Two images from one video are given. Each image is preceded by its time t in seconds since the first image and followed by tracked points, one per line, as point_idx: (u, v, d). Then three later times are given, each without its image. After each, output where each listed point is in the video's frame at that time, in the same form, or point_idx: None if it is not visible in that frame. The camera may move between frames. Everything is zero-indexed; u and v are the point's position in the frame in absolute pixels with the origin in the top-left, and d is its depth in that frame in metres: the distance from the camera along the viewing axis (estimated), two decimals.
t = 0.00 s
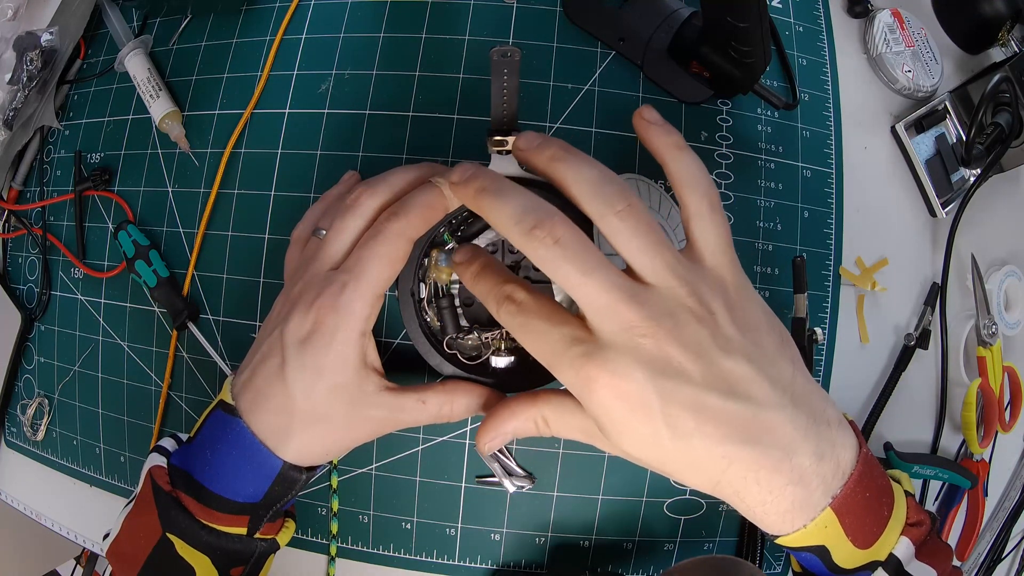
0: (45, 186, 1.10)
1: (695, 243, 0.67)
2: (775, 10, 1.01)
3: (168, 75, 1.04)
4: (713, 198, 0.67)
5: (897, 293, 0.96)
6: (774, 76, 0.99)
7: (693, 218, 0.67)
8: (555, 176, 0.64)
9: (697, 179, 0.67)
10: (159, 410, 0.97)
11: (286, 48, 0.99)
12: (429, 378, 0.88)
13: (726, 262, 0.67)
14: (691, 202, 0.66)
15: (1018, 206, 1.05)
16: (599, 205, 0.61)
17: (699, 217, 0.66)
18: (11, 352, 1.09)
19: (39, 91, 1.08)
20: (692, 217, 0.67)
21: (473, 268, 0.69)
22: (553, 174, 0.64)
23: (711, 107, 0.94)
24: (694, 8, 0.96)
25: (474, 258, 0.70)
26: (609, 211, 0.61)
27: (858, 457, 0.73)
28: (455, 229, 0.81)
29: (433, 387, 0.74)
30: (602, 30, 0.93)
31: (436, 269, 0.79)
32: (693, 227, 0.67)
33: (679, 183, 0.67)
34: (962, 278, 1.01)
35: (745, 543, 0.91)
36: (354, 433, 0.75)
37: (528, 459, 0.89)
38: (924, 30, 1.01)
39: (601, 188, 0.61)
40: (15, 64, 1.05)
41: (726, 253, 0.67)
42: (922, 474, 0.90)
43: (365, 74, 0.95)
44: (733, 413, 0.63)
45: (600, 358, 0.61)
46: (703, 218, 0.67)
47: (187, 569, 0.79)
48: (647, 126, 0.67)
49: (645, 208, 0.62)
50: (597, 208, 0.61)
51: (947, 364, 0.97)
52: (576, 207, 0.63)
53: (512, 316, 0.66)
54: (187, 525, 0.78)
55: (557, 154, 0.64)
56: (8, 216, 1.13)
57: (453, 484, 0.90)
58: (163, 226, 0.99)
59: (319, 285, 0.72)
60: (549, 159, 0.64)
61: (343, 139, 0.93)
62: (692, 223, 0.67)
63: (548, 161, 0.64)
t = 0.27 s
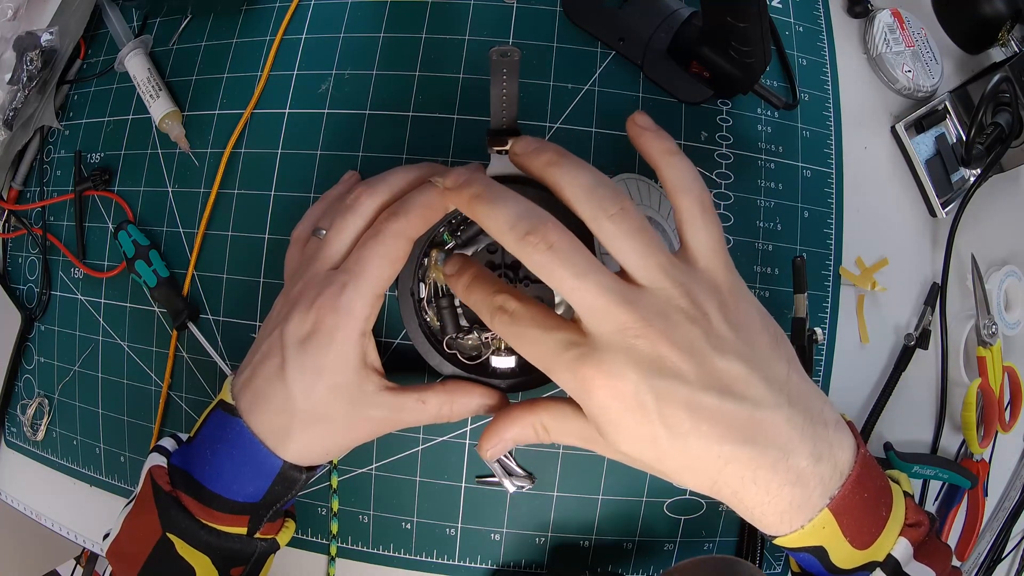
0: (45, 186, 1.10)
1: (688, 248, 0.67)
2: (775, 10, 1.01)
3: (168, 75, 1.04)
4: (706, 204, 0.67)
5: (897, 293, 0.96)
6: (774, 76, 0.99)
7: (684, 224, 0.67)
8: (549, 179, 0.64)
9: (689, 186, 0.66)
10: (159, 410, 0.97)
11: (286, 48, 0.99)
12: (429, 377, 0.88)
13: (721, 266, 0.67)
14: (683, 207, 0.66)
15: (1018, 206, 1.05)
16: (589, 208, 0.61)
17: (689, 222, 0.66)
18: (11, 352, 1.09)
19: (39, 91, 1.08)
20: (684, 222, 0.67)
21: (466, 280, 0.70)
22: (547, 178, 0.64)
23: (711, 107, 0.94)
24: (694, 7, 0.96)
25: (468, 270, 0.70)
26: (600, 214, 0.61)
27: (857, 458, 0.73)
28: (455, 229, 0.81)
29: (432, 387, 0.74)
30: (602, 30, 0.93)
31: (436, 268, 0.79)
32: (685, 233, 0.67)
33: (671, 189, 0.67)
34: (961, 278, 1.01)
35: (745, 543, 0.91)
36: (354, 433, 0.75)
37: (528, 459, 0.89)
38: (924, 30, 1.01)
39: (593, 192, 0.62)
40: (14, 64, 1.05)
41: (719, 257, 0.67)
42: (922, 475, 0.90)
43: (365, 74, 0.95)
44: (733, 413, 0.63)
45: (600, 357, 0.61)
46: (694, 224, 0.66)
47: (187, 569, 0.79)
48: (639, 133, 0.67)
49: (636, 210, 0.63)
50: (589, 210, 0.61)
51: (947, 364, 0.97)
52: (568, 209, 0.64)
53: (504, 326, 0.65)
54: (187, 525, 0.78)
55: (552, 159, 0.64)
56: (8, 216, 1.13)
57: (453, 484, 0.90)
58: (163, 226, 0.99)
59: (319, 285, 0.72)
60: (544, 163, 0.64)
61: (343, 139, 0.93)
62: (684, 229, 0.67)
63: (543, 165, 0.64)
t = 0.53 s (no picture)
0: (45, 186, 1.10)
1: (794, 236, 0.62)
2: (775, 11, 1.01)
3: (168, 75, 1.04)
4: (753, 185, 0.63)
5: (897, 293, 0.96)
6: (774, 76, 0.99)
7: (769, 207, 0.62)
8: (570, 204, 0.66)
9: (736, 174, 0.63)
10: (159, 410, 0.97)
11: (286, 48, 0.99)
12: (429, 378, 0.88)
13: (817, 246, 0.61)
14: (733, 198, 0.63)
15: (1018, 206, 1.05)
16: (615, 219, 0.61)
17: (768, 207, 0.62)
18: (11, 352, 1.09)
19: (39, 91, 1.08)
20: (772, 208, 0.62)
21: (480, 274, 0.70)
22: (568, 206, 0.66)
23: (711, 107, 0.94)
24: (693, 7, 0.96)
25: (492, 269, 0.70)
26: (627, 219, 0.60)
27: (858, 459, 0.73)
28: (455, 229, 0.81)
29: (432, 387, 0.74)
30: (602, 30, 0.93)
31: (436, 268, 0.81)
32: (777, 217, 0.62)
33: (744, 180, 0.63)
34: (961, 278, 1.01)
35: (745, 543, 0.91)
36: (354, 433, 0.75)
37: (528, 460, 0.89)
38: (924, 30, 1.01)
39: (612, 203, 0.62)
40: (14, 64, 1.05)
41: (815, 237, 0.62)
42: (922, 475, 0.90)
43: (365, 74, 0.95)
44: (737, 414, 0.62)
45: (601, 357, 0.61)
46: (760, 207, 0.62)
47: (187, 570, 0.79)
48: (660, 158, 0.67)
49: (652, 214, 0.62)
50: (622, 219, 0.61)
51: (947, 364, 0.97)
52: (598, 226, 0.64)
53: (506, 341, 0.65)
54: (187, 525, 0.78)
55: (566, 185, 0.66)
56: (8, 216, 1.13)
57: (453, 484, 0.90)
58: (163, 226, 0.99)
59: (319, 284, 0.72)
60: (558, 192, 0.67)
61: (343, 139, 0.93)
62: (779, 215, 0.62)
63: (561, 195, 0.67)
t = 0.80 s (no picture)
0: (45, 186, 1.10)
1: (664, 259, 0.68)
2: (775, 10, 1.01)
3: (168, 75, 1.04)
4: (672, 214, 0.67)
5: (897, 293, 0.96)
6: (774, 76, 0.99)
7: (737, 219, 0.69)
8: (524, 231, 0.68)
9: (651, 201, 0.66)
10: (159, 410, 0.97)
11: (286, 48, 0.99)
12: (429, 377, 0.88)
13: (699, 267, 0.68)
14: (649, 224, 0.67)
15: (1018, 206, 1.05)
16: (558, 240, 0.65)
17: (658, 233, 0.67)
18: (11, 352, 1.09)
19: (39, 91, 1.08)
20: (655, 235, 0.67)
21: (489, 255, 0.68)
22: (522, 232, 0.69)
23: (711, 107, 0.95)
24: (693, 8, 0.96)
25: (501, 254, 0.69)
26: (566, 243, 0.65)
27: (859, 458, 0.73)
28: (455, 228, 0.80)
29: (432, 386, 0.74)
30: (602, 30, 0.93)
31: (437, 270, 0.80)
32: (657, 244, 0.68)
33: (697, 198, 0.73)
34: (962, 278, 1.01)
35: (745, 543, 0.92)
36: (354, 432, 0.75)
37: (528, 460, 0.89)
38: (924, 30, 1.01)
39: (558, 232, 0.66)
40: (14, 64, 1.05)
41: (695, 261, 0.68)
42: (922, 474, 0.90)
43: (365, 74, 0.95)
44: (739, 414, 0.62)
45: (601, 355, 0.61)
46: (664, 235, 0.67)
47: (187, 569, 0.79)
48: (597, 155, 0.65)
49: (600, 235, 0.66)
50: (556, 242, 0.66)
51: (947, 364, 0.97)
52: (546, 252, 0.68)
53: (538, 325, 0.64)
54: (187, 525, 0.78)
55: (522, 214, 0.68)
56: (8, 216, 1.12)
57: (453, 484, 0.90)
58: (163, 226, 0.99)
59: (319, 284, 0.72)
60: (517, 220, 0.69)
61: (343, 139, 0.93)
62: (655, 240, 0.67)
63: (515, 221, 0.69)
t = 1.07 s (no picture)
0: (45, 186, 1.10)
1: (661, 261, 0.69)
2: (775, 10, 1.01)
3: (168, 75, 1.04)
4: (668, 215, 0.68)
5: (897, 294, 0.96)
6: (774, 76, 0.99)
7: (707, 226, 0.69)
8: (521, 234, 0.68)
9: (648, 204, 0.67)
10: (159, 410, 0.97)
11: (286, 48, 0.99)
12: (429, 377, 0.88)
13: (696, 270, 0.68)
14: (645, 226, 0.68)
15: (1018, 206, 1.05)
16: (555, 243, 0.65)
17: (654, 236, 0.68)
18: (11, 352, 1.09)
19: (39, 90, 1.08)
20: (650, 237, 0.68)
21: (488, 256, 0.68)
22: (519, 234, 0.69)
23: (711, 107, 0.95)
24: (693, 8, 0.96)
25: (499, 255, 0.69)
26: (564, 246, 0.65)
27: (858, 458, 0.73)
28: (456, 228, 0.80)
29: (432, 386, 0.74)
30: (602, 30, 0.93)
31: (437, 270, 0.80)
32: (653, 246, 0.69)
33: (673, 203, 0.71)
34: (962, 278, 1.01)
35: (745, 543, 0.92)
36: (354, 432, 0.75)
37: (529, 459, 0.89)
38: (924, 30, 1.01)
39: (555, 234, 0.66)
40: (14, 64, 1.05)
41: (692, 263, 0.68)
42: (922, 474, 0.90)
43: (365, 74, 0.95)
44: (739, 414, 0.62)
45: (602, 355, 0.61)
46: (660, 237, 0.68)
47: (187, 569, 0.79)
48: (596, 156, 0.67)
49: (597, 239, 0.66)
50: (554, 246, 0.66)
51: (947, 364, 0.97)
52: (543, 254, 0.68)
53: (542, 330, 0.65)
54: (187, 525, 0.78)
55: (519, 216, 0.69)
56: (8, 216, 1.12)
57: (453, 484, 0.90)
58: (163, 226, 0.99)
59: (319, 284, 0.72)
60: (513, 221, 0.69)
61: (343, 139, 0.93)
62: (652, 242, 0.68)
63: (512, 223, 0.69)
